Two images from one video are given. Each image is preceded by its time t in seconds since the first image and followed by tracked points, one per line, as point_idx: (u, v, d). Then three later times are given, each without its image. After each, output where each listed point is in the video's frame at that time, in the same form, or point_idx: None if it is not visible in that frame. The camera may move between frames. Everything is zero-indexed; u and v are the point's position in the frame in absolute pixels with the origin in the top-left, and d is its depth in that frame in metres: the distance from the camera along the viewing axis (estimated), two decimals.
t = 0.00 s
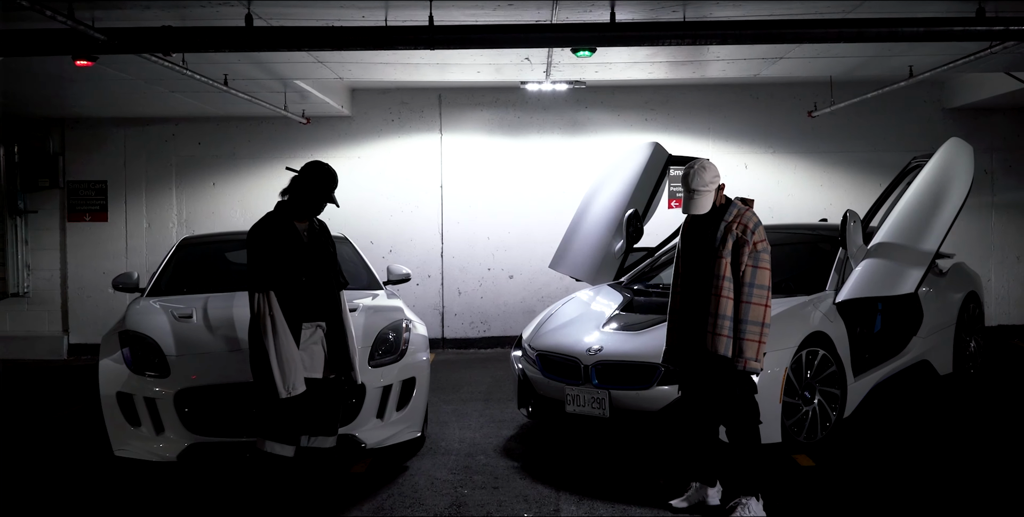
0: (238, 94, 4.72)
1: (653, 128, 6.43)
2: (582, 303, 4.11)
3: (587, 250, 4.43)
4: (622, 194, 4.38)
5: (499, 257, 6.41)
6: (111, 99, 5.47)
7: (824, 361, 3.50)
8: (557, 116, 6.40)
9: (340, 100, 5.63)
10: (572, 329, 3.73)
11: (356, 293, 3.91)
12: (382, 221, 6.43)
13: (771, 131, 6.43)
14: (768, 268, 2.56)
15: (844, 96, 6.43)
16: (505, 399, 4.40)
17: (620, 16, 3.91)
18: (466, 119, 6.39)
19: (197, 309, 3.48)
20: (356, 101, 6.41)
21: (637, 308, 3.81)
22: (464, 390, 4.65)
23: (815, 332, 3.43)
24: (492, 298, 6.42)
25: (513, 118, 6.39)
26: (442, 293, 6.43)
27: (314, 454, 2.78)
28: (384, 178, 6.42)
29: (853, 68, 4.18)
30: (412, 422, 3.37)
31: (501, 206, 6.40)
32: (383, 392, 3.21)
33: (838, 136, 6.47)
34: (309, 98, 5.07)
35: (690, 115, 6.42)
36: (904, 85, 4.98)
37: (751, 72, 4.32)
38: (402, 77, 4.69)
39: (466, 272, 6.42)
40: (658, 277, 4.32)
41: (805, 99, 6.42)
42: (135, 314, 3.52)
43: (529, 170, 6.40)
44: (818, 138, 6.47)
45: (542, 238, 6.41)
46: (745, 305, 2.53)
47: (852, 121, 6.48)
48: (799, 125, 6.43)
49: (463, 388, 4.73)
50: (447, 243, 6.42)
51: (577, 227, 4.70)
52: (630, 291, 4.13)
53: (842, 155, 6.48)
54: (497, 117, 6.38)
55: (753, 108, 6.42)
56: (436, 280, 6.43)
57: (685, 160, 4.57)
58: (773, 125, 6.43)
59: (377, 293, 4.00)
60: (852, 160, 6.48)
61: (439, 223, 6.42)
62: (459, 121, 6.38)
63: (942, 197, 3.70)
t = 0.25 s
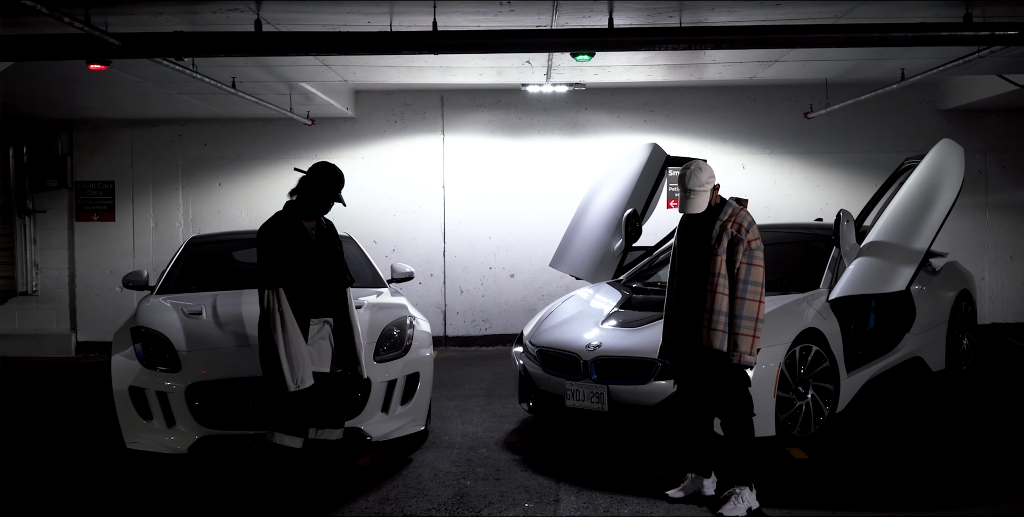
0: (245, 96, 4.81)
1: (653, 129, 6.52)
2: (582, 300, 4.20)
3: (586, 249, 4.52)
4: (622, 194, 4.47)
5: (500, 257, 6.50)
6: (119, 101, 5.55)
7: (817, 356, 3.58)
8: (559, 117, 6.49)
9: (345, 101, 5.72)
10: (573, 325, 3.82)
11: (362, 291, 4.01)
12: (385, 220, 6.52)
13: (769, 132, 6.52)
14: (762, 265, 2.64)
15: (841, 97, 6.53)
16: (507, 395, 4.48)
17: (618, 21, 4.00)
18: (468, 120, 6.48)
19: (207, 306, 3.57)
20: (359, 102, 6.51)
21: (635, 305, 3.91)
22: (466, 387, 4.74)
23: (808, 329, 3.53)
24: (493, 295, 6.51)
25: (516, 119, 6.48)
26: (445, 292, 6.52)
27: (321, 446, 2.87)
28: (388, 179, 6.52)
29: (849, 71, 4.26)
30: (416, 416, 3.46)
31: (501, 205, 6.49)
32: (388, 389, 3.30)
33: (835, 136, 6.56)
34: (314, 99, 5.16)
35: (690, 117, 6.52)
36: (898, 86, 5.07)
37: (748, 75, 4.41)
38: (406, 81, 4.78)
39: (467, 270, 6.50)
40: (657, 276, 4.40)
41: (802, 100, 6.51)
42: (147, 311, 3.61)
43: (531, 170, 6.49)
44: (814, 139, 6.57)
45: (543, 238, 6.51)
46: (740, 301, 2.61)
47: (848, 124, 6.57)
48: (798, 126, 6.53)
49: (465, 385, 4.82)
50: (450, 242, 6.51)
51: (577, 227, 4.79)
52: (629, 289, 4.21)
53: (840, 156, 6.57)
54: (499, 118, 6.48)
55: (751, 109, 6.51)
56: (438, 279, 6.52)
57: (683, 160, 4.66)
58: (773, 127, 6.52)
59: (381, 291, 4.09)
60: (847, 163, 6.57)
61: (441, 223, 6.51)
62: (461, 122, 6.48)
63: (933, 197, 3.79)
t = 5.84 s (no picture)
0: (64, 56, 3.21)
1: (662, 120, 5.00)
2: (574, 373, 2.60)
3: (580, 289, 2.92)
4: (633, 204, 2.87)
5: (460, 293, 5.02)
6: None
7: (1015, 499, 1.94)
8: (536, 103, 4.99)
9: (244, 79, 4.17)
10: (560, 428, 2.19)
11: (205, 362, 2.39)
12: (309, 240, 5.00)
13: (815, 126, 4.97)
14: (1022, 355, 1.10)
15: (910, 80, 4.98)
16: None
17: None
18: (417, 106, 4.99)
19: None
20: (275, 83, 4.99)
21: (664, 388, 2.30)
22: (398, 496, 3.11)
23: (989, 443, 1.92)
24: (450, 347, 5.04)
25: (480, 104, 4.99)
26: (384, 342, 5.03)
27: None
28: (311, 186, 4.99)
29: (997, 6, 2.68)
30: None
31: (462, 220, 5.00)
32: None
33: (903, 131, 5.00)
34: (183, 67, 3.58)
35: (712, 105, 4.98)
36: None
37: (832, 15, 2.82)
38: (307, 27, 3.21)
39: (416, 313, 5.02)
40: (691, 333, 2.76)
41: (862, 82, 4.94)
42: None
43: (499, 173, 4.99)
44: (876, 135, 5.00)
45: (516, 267, 5.02)
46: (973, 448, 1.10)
47: (926, 110, 4.92)
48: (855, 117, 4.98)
49: (398, 491, 3.19)
50: (391, 272, 5.01)
51: (565, 254, 3.19)
52: (650, 356, 2.58)
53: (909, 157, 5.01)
54: (458, 103, 4.98)
55: (792, 94, 4.96)
56: (376, 324, 5.02)
57: (725, 151, 3.07)
58: (820, 119, 4.97)
59: (242, 360, 2.48)
60: (927, 163, 4.91)
61: (380, 245, 5.00)
62: (408, 109, 4.99)
63: None
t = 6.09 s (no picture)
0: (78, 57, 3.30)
1: (661, 120, 5.09)
2: (575, 365, 2.69)
3: (580, 285, 3.01)
4: (632, 202, 2.96)
5: (463, 288, 5.11)
6: None
7: (1004, 493, 2.00)
8: (538, 103, 5.09)
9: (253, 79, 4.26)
10: (561, 418, 2.28)
11: (219, 355, 2.48)
12: (314, 237, 5.10)
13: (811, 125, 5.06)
14: (993, 341, 1.19)
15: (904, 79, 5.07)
16: (460, 505, 2.96)
17: None
18: (420, 107, 5.08)
19: None
20: (281, 84, 5.09)
21: (662, 379, 2.39)
22: (403, 485, 3.21)
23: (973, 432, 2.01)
24: (453, 342, 5.14)
25: (482, 104, 5.08)
26: (388, 337, 5.13)
27: None
28: (317, 184, 5.09)
29: (983, 10, 2.76)
30: None
31: (464, 218, 5.09)
32: None
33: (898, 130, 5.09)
34: (192, 68, 3.67)
35: (710, 105, 5.07)
36: (1016, 48, 3.59)
37: (825, 18, 2.91)
38: (314, 30, 3.30)
39: (420, 308, 5.12)
40: (688, 327, 2.86)
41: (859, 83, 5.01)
42: None
43: (502, 172, 5.09)
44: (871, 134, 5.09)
45: (517, 263, 5.11)
46: (949, 427, 1.18)
47: (920, 109, 5.01)
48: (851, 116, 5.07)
49: (403, 480, 3.28)
50: (395, 269, 5.11)
51: (566, 251, 3.29)
52: (648, 349, 2.68)
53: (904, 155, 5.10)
54: (461, 103, 5.08)
55: (788, 93, 5.05)
56: (381, 319, 5.13)
57: (722, 150, 3.16)
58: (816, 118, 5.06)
59: (255, 352, 2.57)
60: (921, 162, 5.00)
61: (385, 241, 5.10)
62: (411, 109, 5.08)
63: None
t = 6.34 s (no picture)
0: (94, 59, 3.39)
1: (660, 119, 5.19)
2: (577, 358, 2.79)
3: (582, 280, 3.11)
4: (632, 201, 3.05)
5: (466, 284, 5.21)
6: None
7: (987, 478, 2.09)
8: (540, 102, 5.18)
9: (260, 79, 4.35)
10: (563, 407, 2.37)
11: (234, 347, 2.58)
12: (320, 234, 5.20)
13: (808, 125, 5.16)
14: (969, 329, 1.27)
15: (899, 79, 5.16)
16: (465, 493, 3.06)
17: None
18: (425, 106, 5.17)
19: None
20: (288, 84, 5.18)
21: (661, 370, 2.49)
22: (410, 475, 3.30)
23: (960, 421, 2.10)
24: (457, 336, 5.24)
25: (485, 104, 5.17)
26: (393, 331, 5.23)
27: None
28: (323, 182, 5.19)
29: (972, 14, 2.85)
30: None
31: (467, 215, 5.18)
32: None
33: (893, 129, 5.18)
34: (203, 69, 3.77)
35: (709, 105, 5.17)
36: (1008, 50, 3.68)
37: (820, 21, 3.00)
38: (323, 32, 3.39)
39: (424, 303, 5.22)
40: (685, 320, 2.96)
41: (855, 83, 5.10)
42: None
43: (504, 170, 5.18)
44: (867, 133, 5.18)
45: (520, 259, 5.21)
46: (929, 408, 1.26)
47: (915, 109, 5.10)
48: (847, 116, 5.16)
49: (409, 471, 3.38)
50: (400, 265, 5.21)
51: (568, 248, 3.38)
52: (646, 342, 2.78)
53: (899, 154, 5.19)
54: (464, 103, 5.17)
55: (785, 93, 5.14)
56: (386, 314, 5.22)
57: (720, 150, 3.25)
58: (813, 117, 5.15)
59: (268, 345, 2.67)
60: (915, 160, 5.10)
61: (390, 238, 5.20)
62: (416, 109, 5.17)
63: None
